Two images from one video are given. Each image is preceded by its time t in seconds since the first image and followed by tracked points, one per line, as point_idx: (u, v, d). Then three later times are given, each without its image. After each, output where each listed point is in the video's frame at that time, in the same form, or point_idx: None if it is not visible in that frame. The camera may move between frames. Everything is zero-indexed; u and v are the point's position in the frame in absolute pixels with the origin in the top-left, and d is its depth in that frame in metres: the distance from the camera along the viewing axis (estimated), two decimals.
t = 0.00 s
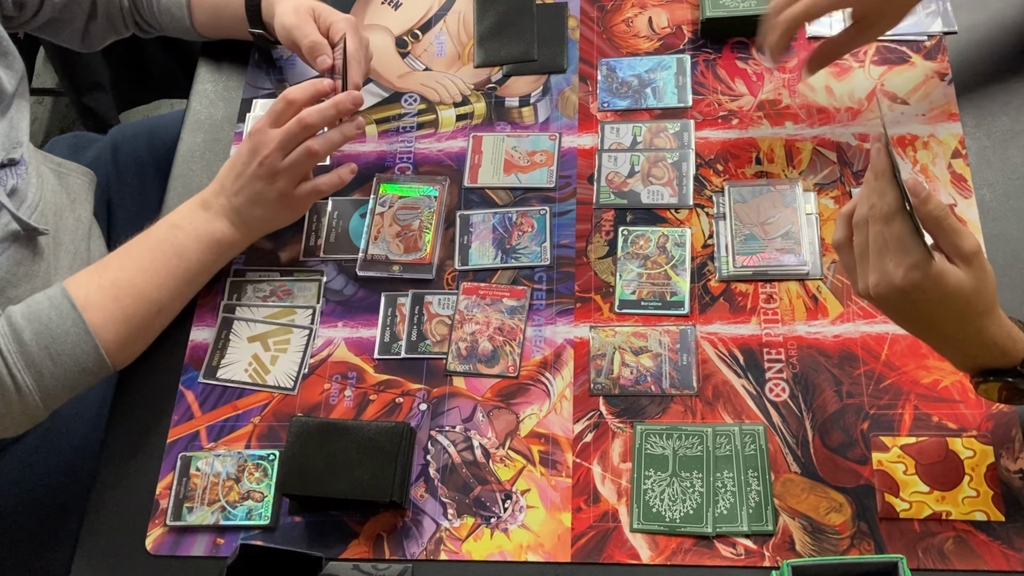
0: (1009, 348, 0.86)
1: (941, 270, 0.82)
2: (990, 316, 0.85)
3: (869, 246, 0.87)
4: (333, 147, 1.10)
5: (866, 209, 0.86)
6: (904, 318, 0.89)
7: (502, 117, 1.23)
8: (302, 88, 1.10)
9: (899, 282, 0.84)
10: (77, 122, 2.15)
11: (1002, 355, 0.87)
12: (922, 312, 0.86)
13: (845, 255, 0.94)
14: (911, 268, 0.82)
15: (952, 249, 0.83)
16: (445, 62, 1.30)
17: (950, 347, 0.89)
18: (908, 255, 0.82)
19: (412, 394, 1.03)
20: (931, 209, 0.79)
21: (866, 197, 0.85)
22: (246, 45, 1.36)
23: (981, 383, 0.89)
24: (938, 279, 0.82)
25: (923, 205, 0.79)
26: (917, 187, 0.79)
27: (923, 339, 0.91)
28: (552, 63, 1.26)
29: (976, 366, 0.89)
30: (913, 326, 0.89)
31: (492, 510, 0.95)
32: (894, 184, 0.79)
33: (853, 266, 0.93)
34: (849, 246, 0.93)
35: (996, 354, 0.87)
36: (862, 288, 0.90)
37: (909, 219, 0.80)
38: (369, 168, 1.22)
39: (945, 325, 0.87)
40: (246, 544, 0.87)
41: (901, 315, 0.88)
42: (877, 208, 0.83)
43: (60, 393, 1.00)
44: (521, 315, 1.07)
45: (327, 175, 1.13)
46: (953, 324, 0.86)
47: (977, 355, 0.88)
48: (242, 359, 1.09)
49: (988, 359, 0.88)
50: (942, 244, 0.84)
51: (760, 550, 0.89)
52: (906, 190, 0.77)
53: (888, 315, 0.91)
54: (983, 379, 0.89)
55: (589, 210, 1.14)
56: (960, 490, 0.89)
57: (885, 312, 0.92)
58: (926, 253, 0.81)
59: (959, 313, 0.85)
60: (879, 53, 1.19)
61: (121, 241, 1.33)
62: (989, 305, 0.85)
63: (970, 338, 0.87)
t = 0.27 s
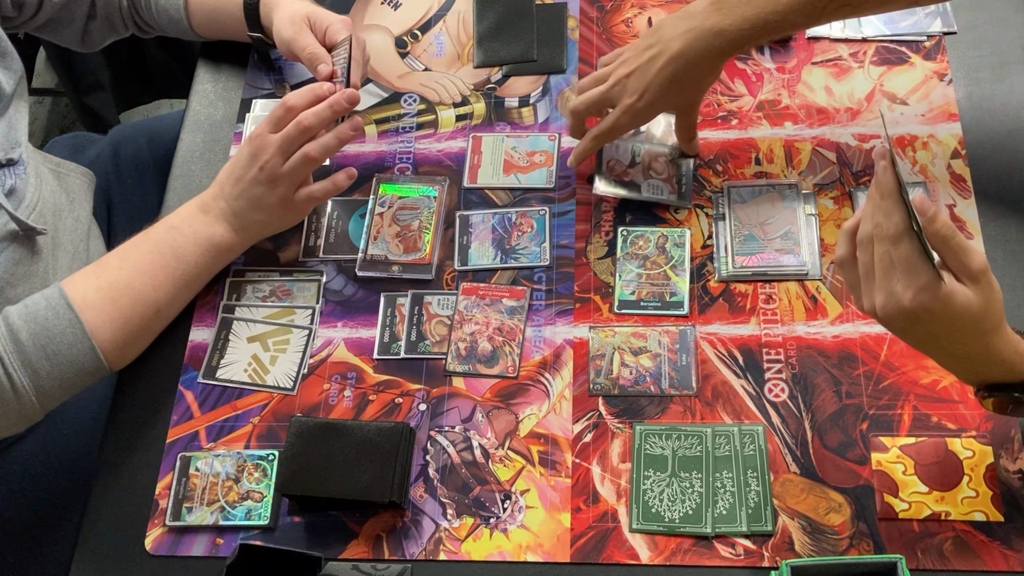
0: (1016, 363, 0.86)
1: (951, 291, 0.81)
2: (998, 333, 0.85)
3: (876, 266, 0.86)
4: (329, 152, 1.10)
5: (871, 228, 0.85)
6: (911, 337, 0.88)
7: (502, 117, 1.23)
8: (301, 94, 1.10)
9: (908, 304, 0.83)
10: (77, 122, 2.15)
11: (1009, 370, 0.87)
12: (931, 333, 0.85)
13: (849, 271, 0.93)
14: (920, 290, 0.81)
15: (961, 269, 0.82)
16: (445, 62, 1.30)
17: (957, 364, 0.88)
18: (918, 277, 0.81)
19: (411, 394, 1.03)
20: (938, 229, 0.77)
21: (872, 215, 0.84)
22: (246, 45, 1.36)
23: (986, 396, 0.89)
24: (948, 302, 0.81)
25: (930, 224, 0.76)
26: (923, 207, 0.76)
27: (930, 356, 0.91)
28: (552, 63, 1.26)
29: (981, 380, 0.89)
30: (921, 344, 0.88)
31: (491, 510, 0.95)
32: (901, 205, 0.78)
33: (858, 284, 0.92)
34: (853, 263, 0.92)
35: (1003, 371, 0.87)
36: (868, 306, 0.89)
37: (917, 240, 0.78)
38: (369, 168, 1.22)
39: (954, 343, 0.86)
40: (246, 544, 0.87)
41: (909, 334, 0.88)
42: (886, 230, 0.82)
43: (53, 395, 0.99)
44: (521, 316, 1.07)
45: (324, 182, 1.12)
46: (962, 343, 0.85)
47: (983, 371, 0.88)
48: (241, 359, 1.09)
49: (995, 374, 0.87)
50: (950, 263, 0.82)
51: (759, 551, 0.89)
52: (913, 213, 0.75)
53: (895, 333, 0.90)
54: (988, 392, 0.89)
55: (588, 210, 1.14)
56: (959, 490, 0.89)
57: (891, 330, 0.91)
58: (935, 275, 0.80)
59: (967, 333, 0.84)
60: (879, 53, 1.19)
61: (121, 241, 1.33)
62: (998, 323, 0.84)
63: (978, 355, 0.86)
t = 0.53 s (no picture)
0: (1017, 362, 0.86)
1: (951, 289, 0.81)
2: (998, 331, 0.85)
3: (876, 264, 0.86)
4: (329, 153, 1.10)
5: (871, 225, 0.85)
6: (911, 336, 0.88)
7: (502, 117, 1.23)
8: (301, 95, 1.10)
9: (908, 302, 0.83)
10: (77, 122, 2.15)
11: (1010, 370, 0.87)
12: (930, 330, 0.85)
13: (849, 270, 0.93)
14: (920, 287, 0.81)
15: (961, 266, 0.82)
16: (445, 62, 1.30)
17: (958, 363, 0.88)
18: (918, 274, 0.81)
19: (411, 394, 1.03)
20: (938, 227, 0.78)
21: (871, 212, 0.85)
22: (247, 45, 1.36)
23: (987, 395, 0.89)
24: (947, 299, 0.81)
25: (930, 223, 0.78)
26: (924, 204, 0.78)
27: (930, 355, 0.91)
28: (552, 63, 1.26)
29: (982, 379, 0.89)
30: (921, 344, 0.88)
31: (491, 510, 0.95)
32: (901, 203, 0.80)
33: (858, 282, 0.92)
34: (854, 261, 0.92)
35: (1002, 370, 0.87)
36: (868, 306, 0.89)
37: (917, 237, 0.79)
38: (369, 168, 1.22)
39: (955, 342, 0.86)
40: (246, 544, 0.87)
41: (909, 334, 0.88)
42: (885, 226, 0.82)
43: (54, 395, 1.00)
44: (521, 315, 1.07)
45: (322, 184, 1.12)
46: (962, 342, 0.85)
47: (984, 369, 0.87)
48: (242, 359, 1.09)
49: (995, 373, 0.87)
50: (950, 260, 0.83)
51: (759, 550, 0.89)
52: (913, 209, 0.76)
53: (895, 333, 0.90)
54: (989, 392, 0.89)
55: (588, 210, 1.14)
56: (959, 490, 0.89)
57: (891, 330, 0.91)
58: (934, 272, 0.80)
59: (967, 331, 0.84)
60: (879, 53, 1.19)
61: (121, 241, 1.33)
62: (998, 321, 0.84)
63: (979, 354, 0.86)
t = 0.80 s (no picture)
0: (1018, 361, 0.86)
1: (953, 287, 0.82)
2: (1000, 329, 0.85)
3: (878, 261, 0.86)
4: (331, 157, 1.10)
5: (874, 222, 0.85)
6: (913, 333, 0.88)
7: (502, 117, 1.23)
8: (302, 97, 1.10)
9: (910, 300, 0.83)
10: (77, 122, 2.15)
11: (1011, 368, 0.87)
12: (932, 326, 0.85)
13: (851, 267, 0.93)
14: (922, 285, 0.81)
15: (964, 264, 0.82)
16: (445, 62, 1.30)
17: (959, 361, 0.89)
18: (920, 271, 0.81)
19: (411, 394, 1.03)
20: (941, 224, 0.78)
21: (874, 209, 0.84)
22: (246, 45, 1.35)
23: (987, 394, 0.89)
24: (949, 296, 0.81)
25: (933, 219, 0.77)
26: (927, 201, 0.77)
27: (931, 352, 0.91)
28: (552, 63, 1.26)
29: (983, 377, 0.89)
30: (923, 342, 0.89)
31: (492, 510, 0.95)
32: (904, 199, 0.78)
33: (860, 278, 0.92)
34: (856, 257, 0.92)
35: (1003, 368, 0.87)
36: (870, 303, 0.90)
37: (920, 235, 0.79)
38: (369, 168, 1.22)
39: (957, 340, 0.86)
40: (246, 544, 0.87)
41: (910, 331, 0.88)
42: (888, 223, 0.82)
43: (53, 397, 1.00)
44: (521, 315, 1.07)
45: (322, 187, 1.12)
46: (964, 339, 0.86)
47: (986, 367, 0.88)
48: (242, 359, 1.09)
49: (997, 371, 0.88)
50: (953, 258, 0.82)
51: (759, 550, 0.89)
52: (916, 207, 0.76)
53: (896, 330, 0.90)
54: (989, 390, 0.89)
55: (588, 210, 1.14)
56: (959, 490, 0.89)
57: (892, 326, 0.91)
58: (937, 270, 0.80)
59: (969, 328, 0.84)
60: (879, 53, 1.19)
61: (121, 241, 1.33)
62: (1000, 320, 0.84)
63: (980, 352, 0.86)
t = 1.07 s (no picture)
0: (1018, 360, 0.87)
1: (954, 284, 0.82)
2: (1001, 327, 0.85)
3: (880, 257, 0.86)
4: (332, 159, 1.10)
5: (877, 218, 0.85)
6: (914, 330, 0.88)
7: (502, 117, 1.23)
8: (303, 100, 1.10)
9: (912, 297, 0.83)
10: (77, 122, 2.15)
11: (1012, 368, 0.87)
12: (932, 323, 0.85)
13: (853, 264, 0.93)
14: (924, 281, 0.82)
15: (967, 261, 0.83)
16: (445, 62, 1.30)
17: (960, 359, 0.89)
18: (923, 267, 0.81)
19: (411, 394, 1.03)
20: (945, 220, 0.78)
21: (877, 206, 0.84)
22: (246, 45, 1.35)
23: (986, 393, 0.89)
24: (951, 293, 0.82)
25: (937, 215, 0.78)
26: (931, 197, 0.78)
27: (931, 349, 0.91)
28: (552, 63, 1.26)
29: (983, 376, 0.89)
30: (923, 339, 0.89)
31: (492, 510, 0.95)
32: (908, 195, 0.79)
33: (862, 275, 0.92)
34: (858, 255, 0.92)
35: (1003, 366, 0.87)
36: (871, 299, 0.90)
37: (923, 231, 0.79)
38: (369, 168, 1.22)
39: (957, 337, 0.86)
40: (246, 544, 0.87)
41: (911, 328, 0.88)
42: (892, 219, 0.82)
43: (52, 397, 1.00)
44: (521, 315, 1.07)
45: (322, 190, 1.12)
46: (964, 337, 0.86)
47: (985, 366, 0.88)
48: (242, 360, 1.09)
49: (997, 371, 0.88)
50: (956, 255, 0.83)
51: (760, 550, 0.89)
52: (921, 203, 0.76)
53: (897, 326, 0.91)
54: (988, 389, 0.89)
55: (588, 210, 1.14)
56: (959, 490, 0.89)
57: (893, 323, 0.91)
58: (939, 266, 0.81)
59: (970, 326, 0.85)
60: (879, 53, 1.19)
61: (121, 241, 1.33)
62: (1000, 318, 0.85)
63: (980, 351, 0.87)
